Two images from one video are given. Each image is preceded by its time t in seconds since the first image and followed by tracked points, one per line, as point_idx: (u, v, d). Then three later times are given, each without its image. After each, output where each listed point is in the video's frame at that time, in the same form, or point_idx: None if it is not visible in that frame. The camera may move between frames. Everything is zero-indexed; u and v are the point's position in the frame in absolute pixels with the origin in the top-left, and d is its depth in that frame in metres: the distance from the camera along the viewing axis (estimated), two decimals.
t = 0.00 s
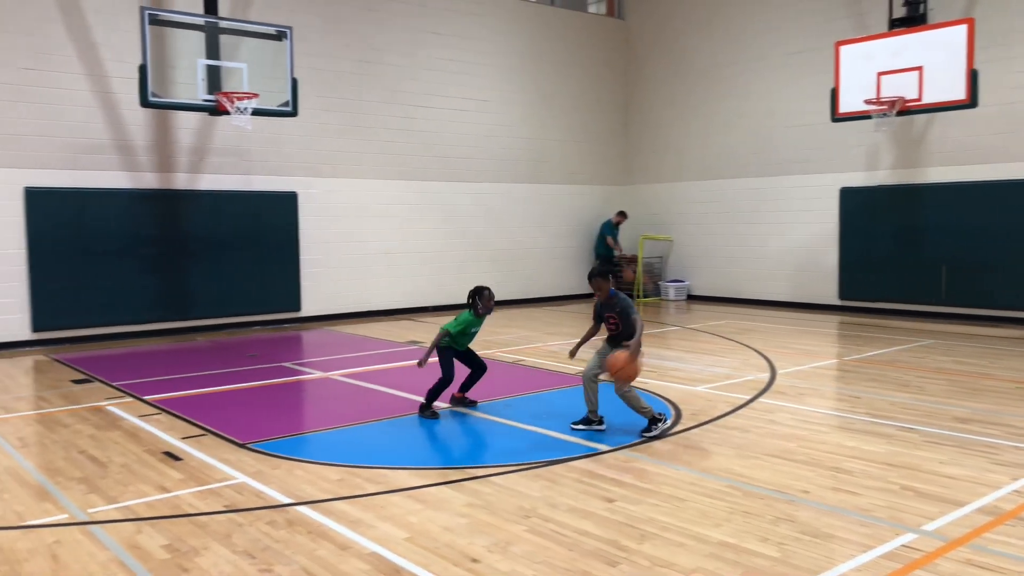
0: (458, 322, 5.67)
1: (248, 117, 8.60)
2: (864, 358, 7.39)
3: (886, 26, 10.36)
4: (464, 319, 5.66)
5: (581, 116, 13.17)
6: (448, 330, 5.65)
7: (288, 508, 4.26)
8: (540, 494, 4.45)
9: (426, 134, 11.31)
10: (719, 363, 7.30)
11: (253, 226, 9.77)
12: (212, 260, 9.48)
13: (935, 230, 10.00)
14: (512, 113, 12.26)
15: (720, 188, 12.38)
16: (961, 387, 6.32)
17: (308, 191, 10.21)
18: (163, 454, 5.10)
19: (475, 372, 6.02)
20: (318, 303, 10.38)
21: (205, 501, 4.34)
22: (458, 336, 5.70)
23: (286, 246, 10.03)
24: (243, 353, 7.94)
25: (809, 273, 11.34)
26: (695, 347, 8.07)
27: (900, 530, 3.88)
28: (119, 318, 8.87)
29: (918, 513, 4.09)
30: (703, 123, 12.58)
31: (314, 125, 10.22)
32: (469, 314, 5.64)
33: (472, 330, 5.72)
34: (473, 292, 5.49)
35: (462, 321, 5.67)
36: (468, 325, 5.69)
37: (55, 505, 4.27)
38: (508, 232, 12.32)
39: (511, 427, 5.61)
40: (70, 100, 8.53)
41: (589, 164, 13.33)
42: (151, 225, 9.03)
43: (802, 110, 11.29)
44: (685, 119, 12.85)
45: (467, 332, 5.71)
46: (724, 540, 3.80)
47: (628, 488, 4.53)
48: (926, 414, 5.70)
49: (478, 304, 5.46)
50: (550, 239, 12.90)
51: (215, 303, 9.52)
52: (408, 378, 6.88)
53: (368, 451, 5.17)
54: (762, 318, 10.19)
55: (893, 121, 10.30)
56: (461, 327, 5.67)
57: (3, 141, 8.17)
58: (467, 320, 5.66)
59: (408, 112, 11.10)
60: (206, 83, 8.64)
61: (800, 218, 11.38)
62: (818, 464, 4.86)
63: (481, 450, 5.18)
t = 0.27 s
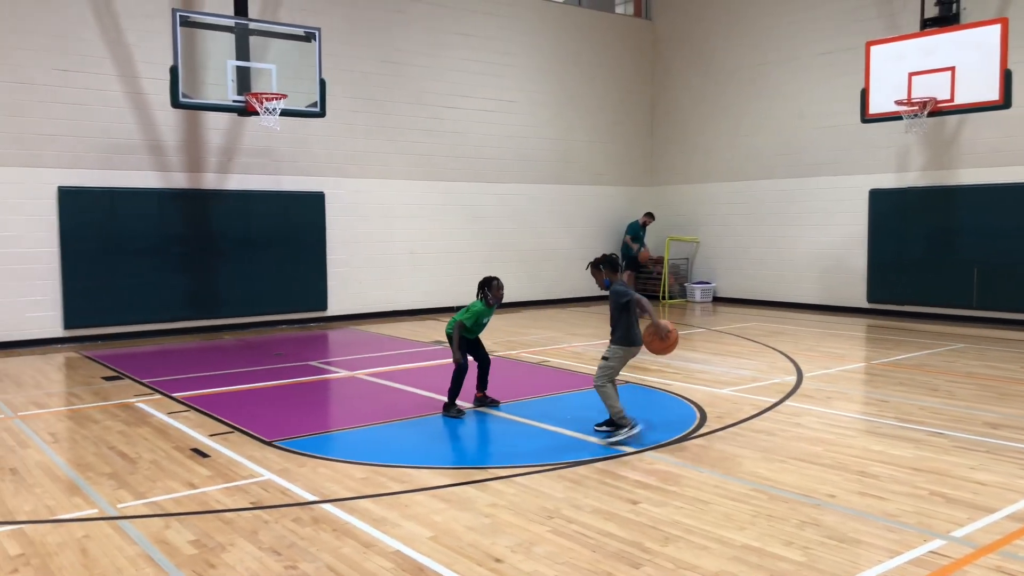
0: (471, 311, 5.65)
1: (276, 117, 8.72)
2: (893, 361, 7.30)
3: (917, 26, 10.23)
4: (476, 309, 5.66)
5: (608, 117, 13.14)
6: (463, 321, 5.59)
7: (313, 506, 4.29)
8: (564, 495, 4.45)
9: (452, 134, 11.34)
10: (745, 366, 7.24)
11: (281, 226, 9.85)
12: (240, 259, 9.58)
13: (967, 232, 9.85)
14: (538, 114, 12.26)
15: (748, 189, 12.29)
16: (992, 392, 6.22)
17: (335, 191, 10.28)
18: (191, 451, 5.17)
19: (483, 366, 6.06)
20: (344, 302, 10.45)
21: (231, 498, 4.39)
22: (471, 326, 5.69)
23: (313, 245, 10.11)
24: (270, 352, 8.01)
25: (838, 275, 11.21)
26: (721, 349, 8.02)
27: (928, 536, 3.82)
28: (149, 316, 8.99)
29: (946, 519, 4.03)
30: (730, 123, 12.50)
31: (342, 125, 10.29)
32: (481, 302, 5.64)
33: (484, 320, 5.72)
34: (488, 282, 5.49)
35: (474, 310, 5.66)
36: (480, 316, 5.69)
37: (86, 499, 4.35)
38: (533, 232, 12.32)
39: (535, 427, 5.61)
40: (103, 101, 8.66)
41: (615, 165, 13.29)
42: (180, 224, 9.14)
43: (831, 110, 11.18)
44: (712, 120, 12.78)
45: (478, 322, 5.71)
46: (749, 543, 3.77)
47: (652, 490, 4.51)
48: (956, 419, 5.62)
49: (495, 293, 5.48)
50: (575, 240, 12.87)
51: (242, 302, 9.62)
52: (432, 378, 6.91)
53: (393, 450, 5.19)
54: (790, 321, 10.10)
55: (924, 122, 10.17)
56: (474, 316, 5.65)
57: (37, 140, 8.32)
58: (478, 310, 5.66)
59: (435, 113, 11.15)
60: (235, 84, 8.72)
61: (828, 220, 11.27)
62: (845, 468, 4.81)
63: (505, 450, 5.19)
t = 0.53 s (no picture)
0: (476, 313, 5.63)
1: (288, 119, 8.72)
2: (906, 364, 7.25)
3: (931, 27, 10.16)
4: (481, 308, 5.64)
5: (619, 118, 13.12)
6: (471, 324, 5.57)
7: (323, 506, 4.30)
8: (574, 497, 4.44)
9: (464, 136, 11.35)
10: (757, 368, 7.21)
11: (293, 227, 9.89)
12: (252, 260, 9.63)
13: (982, 234, 9.77)
14: (549, 115, 12.25)
15: (759, 191, 12.25)
16: (1006, 395, 6.17)
17: (346, 192, 10.31)
18: (203, 450, 5.19)
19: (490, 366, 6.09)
20: (355, 303, 10.47)
21: (242, 498, 4.41)
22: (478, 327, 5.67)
23: (324, 246, 10.14)
24: (281, 352, 8.04)
25: (851, 277, 11.15)
26: (732, 351, 7.99)
27: (941, 540, 3.79)
28: (161, 316, 9.05)
29: (959, 522, 3.99)
30: (743, 124, 12.45)
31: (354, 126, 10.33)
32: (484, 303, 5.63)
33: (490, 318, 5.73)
34: (491, 282, 5.47)
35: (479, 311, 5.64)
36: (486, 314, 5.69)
37: (98, 498, 4.37)
38: (544, 234, 12.31)
39: (546, 429, 5.61)
40: (117, 102, 8.73)
41: (626, 166, 13.27)
42: (192, 224, 9.19)
43: (844, 112, 11.13)
44: (724, 121, 12.74)
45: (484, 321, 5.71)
46: (760, 546, 3.75)
47: (663, 492, 4.50)
48: (969, 422, 5.57)
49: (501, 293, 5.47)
50: (586, 241, 12.86)
51: (254, 303, 9.67)
52: (442, 379, 6.92)
53: (403, 451, 5.20)
54: (802, 323, 10.05)
55: (937, 123, 10.11)
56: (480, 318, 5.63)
57: (52, 141, 8.38)
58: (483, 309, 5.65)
59: (446, 114, 11.16)
60: (248, 85, 8.74)
61: (841, 222, 11.21)
62: (857, 472, 4.78)
63: (515, 451, 5.19)
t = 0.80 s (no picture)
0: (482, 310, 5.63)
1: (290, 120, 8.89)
2: (909, 366, 7.23)
3: (935, 29, 10.15)
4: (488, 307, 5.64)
5: (623, 120, 13.13)
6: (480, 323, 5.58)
7: (326, 508, 4.30)
8: (577, 499, 4.44)
9: (467, 138, 11.36)
10: (760, 370, 7.20)
11: (296, 229, 9.90)
12: (255, 262, 9.64)
13: (985, 237, 9.75)
14: (553, 118, 12.26)
15: (763, 193, 12.24)
16: (1010, 397, 6.15)
17: (350, 194, 10.32)
18: (206, 452, 5.20)
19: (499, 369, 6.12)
20: (358, 305, 10.48)
21: (245, 500, 4.41)
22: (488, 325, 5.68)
23: (328, 248, 10.15)
24: (285, 354, 8.05)
25: (855, 279, 11.13)
26: (735, 353, 7.98)
27: (944, 543, 3.78)
28: (164, 318, 9.06)
29: (963, 525, 3.98)
30: (746, 126, 12.44)
31: (357, 128, 10.34)
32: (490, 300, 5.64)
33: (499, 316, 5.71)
34: (497, 280, 5.47)
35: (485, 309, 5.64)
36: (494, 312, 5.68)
37: (101, 500, 4.38)
38: (547, 236, 12.31)
39: (550, 431, 5.60)
40: (121, 105, 8.75)
41: (630, 169, 13.27)
42: (196, 227, 9.21)
43: (847, 113, 11.12)
44: (727, 123, 12.73)
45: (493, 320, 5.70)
46: (763, 549, 3.75)
47: (666, 495, 4.49)
48: (973, 425, 5.56)
49: (509, 289, 5.49)
50: (590, 243, 12.85)
51: (257, 305, 9.68)
52: (445, 381, 6.92)
53: (406, 453, 5.20)
54: (806, 325, 10.03)
55: (940, 125, 10.08)
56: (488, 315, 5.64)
57: (56, 144, 8.40)
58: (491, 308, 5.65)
59: (450, 116, 11.17)
60: (252, 88, 8.62)
61: (844, 224, 11.19)
62: (860, 474, 4.76)
63: (518, 453, 5.19)
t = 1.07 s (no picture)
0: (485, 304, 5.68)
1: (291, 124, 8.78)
2: (909, 369, 7.23)
3: (934, 32, 10.17)
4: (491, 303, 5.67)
5: (622, 123, 13.13)
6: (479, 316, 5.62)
7: (325, 511, 4.30)
8: (577, 502, 4.43)
9: (467, 140, 11.37)
10: (760, 372, 7.20)
11: (296, 232, 9.91)
12: (255, 265, 9.64)
13: (985, 239, 9.75)
14: (552, 120, 12.26)
15: (762, 195, 12.24)
16: (1010, 399, 6.15)
17: (349, 197, 10.33)
18: (205, 455, 5.19)
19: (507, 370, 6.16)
20: (358, 307, 10.48)
21: (245, 502, 4.41)
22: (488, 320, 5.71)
23: (327, 250, 10.15)
24: (284, 356, 8.04)
25: (854, 282, 11.13)
26: (734, 355, 7.98)
27: (944, 545, 3.78)
28: (164, 321, 9.06)
29: (962, 527, 3.98)
30: (745, 129, 12.45)
31: (357, 131, 10.35)
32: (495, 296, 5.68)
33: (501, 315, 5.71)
34: (503, 276, 5.51)
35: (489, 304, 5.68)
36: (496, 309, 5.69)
37: (101, 503, 4.37)
38: (547, 238, 12.31)
39: (551, 434, 5.60)
40: (120, 107, 8.75)
41: (629, 171, 13.28)
42: (196, 229, 9.21)
43: (846, 116, 11.13)
44: (726, 126, 12.75)
45: (494, 317, 5.72)
46: (763, 551, 3.74)
47: (665, 497, 4.49)
48: (973, 427, 5.56)
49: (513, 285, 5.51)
50: (589, 246, 12.85)
51: (257, 307, 9.68)
52: (445, 383, 6.92)
53: (406, 455, 5.20)
54: (806, 328, 10.03)
55: (939, 128, 10.08)
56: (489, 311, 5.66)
57: (56, 147, 8.41)
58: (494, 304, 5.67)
59: (449, 119, 11.18)
60: (251, 90, 8.65)
61: (844, 226, 11.20)
62: (860, 476, 4.76)
63: (518, 455, 5.18)
